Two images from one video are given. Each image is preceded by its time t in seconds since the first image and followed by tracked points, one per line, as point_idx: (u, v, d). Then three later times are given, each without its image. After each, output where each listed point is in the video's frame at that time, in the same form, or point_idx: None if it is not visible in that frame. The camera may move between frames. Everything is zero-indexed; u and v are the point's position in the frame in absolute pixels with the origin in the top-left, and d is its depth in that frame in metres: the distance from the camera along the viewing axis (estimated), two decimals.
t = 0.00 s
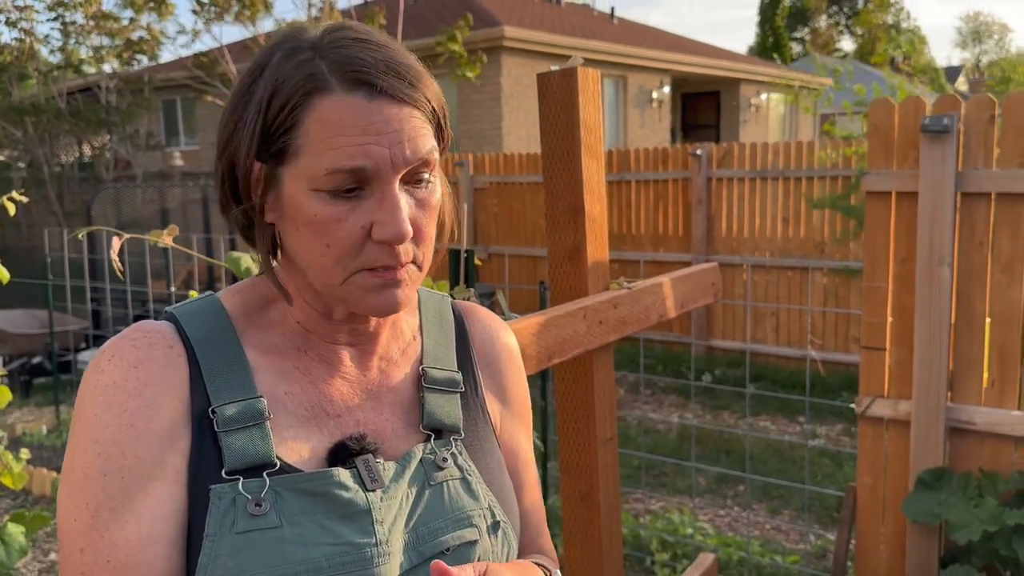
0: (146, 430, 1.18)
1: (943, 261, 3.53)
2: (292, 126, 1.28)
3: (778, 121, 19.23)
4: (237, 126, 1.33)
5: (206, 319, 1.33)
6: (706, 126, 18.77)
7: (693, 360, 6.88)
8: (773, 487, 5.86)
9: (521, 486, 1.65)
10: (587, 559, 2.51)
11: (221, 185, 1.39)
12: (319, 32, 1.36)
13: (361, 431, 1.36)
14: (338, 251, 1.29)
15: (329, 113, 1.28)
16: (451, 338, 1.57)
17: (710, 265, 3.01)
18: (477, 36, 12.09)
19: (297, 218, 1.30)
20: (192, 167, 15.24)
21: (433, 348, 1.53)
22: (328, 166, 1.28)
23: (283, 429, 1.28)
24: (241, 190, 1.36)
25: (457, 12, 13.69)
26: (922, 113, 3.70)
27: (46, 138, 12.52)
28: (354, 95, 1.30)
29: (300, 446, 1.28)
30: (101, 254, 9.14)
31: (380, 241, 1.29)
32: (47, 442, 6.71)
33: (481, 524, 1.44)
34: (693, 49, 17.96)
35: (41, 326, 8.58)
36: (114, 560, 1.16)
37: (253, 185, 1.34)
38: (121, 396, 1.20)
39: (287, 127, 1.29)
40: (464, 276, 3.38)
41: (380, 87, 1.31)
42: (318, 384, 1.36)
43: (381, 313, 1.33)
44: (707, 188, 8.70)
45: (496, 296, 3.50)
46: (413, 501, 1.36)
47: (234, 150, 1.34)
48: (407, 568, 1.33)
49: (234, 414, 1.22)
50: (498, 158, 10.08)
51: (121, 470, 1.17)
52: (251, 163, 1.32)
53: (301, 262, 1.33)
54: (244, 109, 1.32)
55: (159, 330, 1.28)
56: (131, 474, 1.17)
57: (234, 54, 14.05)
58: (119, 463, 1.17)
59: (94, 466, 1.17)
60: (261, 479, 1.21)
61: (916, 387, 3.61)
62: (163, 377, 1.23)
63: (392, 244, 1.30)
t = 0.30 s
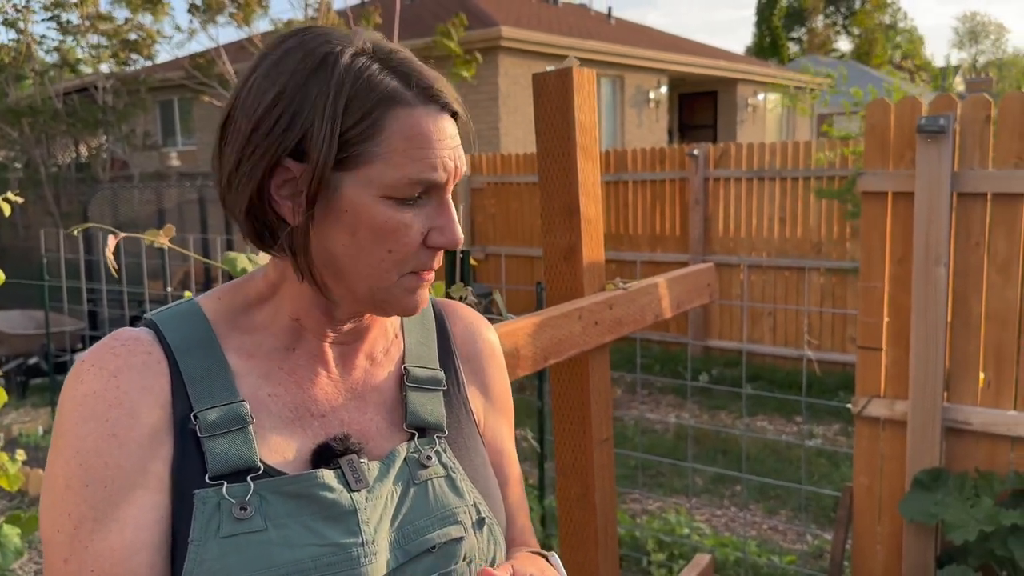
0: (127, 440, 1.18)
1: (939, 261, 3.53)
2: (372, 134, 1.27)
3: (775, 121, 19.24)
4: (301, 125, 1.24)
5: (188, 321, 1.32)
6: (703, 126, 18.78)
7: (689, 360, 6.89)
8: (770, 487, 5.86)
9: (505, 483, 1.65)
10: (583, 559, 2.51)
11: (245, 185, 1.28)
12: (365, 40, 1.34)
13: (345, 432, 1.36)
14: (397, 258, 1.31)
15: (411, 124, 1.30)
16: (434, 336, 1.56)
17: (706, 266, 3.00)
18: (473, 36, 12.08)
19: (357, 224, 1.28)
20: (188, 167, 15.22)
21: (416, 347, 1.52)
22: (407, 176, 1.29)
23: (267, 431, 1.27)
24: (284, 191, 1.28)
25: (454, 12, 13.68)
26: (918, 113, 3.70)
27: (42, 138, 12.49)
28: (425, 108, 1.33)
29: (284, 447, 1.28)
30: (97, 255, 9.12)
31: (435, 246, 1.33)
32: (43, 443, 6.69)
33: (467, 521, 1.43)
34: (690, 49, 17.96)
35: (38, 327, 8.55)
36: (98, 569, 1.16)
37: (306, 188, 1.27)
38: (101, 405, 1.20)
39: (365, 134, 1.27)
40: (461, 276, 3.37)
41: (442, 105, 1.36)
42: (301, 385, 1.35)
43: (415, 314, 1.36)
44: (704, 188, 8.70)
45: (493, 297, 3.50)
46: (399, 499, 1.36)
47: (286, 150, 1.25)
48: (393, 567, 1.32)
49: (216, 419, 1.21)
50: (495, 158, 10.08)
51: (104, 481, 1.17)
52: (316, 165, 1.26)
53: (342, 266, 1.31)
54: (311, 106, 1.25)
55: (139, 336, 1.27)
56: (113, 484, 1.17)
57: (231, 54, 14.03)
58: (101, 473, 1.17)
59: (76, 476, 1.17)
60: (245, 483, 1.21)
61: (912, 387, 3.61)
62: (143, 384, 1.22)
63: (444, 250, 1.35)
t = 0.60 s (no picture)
0: (119, 447, 1.18)
1: (937, 262, 3.53)
2: (391, 142, 1.28)
3: (774, 121, 19.26)
4: (322, 129, 1.24)
5: (178, 326, 1.32)
6: (701, 126, 18.80)
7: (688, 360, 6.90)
8: (769, 488, 5.86)
9: (494, 484, 1.65)
10: (581, 561, 2.50)
11: (256, 184, 1.27)
12: (383, 51, 1.35)
13: (335, 434, 1.36)
14: (402, 265, 1.32)
15: (428, 136, 1.31)
16: (421, 339, 1.56)
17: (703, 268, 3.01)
18: (472, 37, 12.09)
19: (366, 229, 1.29)
20: (187, 167, 15.21)
21: (404, 349, 1.53)
22: (419, 186, 1.30)
23: (258, 434, 1.28)
24: (297, 194, 1.27)
25: (453, 13, 13.69)
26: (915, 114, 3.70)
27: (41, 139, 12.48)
28: (439, 122, 1.35)
29: (276, 450, 1.28)
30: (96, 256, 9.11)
31: (436, 255, 1.35)
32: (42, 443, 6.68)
33: (457, 521, 1.44)
34: (689, 49, 17.99)
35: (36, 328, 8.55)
36: None
37: (321, 191, 1.27)
38: (92, 412, 1.19)
39: (385, 142, 1.28)
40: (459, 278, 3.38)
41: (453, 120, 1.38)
42: (293, 389, 1.36)
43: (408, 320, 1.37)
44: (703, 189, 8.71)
45: (490, 298, 3.50)
46: (390, 500, 1.36)
47: (304, 152, 1.25)
48: (386, 568, 1.33)
49: (208, 425, 1.22)
50: (494, 159, 10.08)
51: (96, 488, 1.17)
52: (334, 169, 1.25)
53: (346, 270, 1.31)
54: (334, 111, 1.25)
55: (129, 343, 1.26)
56: (105, 491, 1.17)
57: (229, 55, 14.02)
58: (93, 480, 1.17)
59: (67, 484, 1.17)
60: (237, 488, 1.21)
61: (910, 388, 3.62)
62: (135, 391, 1.21)
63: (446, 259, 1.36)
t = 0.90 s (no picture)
0: (118, 442, 1.17)
1: (937, 261, 3.53)
2: (359, 135, 1.27)
3: (774, 121, 19.26)
4: (291, 120, 1.25)
5: (173, 323, 1.32)
6: (702, 126, 18.79)
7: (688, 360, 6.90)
8: (769, 487, 5.86)
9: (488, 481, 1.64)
10: (580, 560, 2.50)
11: (234, 172, 1.29)
12: (368, 46, 1.35)
13: (330, 430, 1.36)
14: (373, 259, 1.30)
15: (400, 130, 1.30)
16: (414, 338, 1.57)
17: (703, 266, 3.01)
18: (473, 37, 12.09)
19: (335, 222, 1.28)
20: (187, 167, 15.20)
21: (396, 347, 1.52)
22: (389, 179, 1.29)
23: (253, 430, 1.27)
24: (271, 186, 1.29)
25: (454, 13, 13.69)
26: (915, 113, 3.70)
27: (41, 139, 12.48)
28: (419, 118, 1.33)
29: (272, 445, 1.28)
30: (95, 255, 9.10)
31: (411, 253, 1.32)
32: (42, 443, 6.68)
33: (452, 515, 1.43)
34: (689, 50, 17.99)
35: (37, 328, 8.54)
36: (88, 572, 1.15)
37: (292, 182, 1.27)
38: (90, 406, 1.19)
39: (354, 134, 1.27)
40: (458, 277, 3.37)
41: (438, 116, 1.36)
42: (287, 385, 1.35)
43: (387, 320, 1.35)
44: (703, 189, 8.71)
45: (489, 297, 3.50)
46: (386, 494, 1.36)
47: (275, 142, 1.26)
48: (382, 562, 1.32)
49: (205, 420, 1.22)
50: (494, 159, 10.08)
51: (93, 482, 1.16)
52: (303, 159, 1.26)
53: (319, 263, 1.30)
54: (304, 102, 1.26)
55: (125, 339, 1.26)
56: (102, 486, 1.16)
57: (230, 55, 14.02)
58: (90, 474, 1.16)
59: (64, 478, 1.16)
60: (234, 483, 1.21)
61: (910, 388, 3.61)
62: (131, 386, 1.21)
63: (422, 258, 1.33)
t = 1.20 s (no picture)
0: (120, 439, 1.17)
1: (938, 261, 3.53)
2: (332, 124, 1.28)
3: (775, 121, 19.25)
4: (267, 117, 1.28)
5: (175, 321, 1.32)
6: (703, 126, 18.78)
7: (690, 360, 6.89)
8: (770, 487, 5.85)
9: (491, 481, 1.64)
10: (583, 560, 2.50)
11: (223, 175, 1.33)
12: (349, 41, 1.37)
13: (332, 428, 1.36)
14: (357, 253, 1.29)
15: (374, 118, 1.30)
16: (416, 338, 1.57)
17: (705, 266, 3.01)
18: (474, 37, 12.09)
19: (315, 215, 1.28)
20: (188, 167, 15.22)
21: (398, 347, 1.53)
22: (364, 167, 1.29)
23: (255, 428, 1.27)
24: (256, 186, 1.31)
25: (455, 13, 13.69)
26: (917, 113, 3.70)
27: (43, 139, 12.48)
28: (394, 106, 1.33)
29: (273, 443, 1.28)
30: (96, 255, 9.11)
31: (398, 245, 1.30)
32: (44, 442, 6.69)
33: (454, 514, 1.44)
34: (691, 50, 17.99)
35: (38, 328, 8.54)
36: (91, 567, 1.15)
37: (272, 180, 1.29)
38: (93, 403, 1.19)
39: (326, 124, 1.28)
40: (460, 277, 3.38)
41: (418, 102, 1.35)
42: (289, 385, 1.35)
43: (383, 317, 1.33)
44: (704, 189, 8.71)
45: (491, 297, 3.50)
46: (388, 492, 1.36)
47: (254, 140, 1.29)
48: (384, 560, 1.32)
49: (207, 417, 1.22)
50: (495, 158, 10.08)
51: (96, 478, 1.16)
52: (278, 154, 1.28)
53: (305, 258, 1.30)
54: (278, 99, 1.28)
55: (128, 336, 1.27)
56: (105, 482, 1.16)
57: (231, 55, 14.03)
58: (93, 469, 1.16)
59: (68, 474, 1.16)
60: (235, 480, 1.21)
61: (912, 387, 3.62)
62: (135, 383, 1.21)
63: (408, 249, 1.31)
